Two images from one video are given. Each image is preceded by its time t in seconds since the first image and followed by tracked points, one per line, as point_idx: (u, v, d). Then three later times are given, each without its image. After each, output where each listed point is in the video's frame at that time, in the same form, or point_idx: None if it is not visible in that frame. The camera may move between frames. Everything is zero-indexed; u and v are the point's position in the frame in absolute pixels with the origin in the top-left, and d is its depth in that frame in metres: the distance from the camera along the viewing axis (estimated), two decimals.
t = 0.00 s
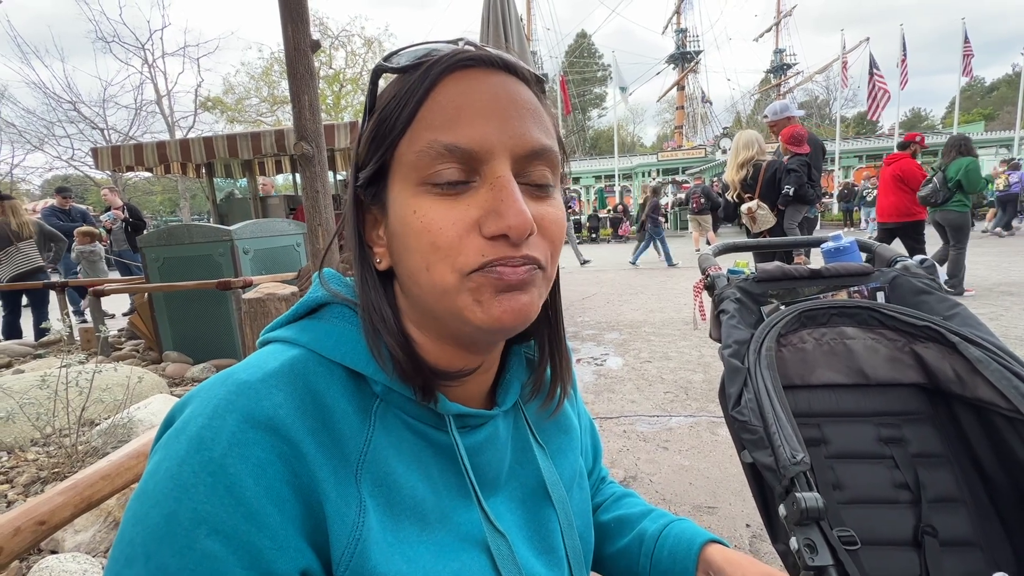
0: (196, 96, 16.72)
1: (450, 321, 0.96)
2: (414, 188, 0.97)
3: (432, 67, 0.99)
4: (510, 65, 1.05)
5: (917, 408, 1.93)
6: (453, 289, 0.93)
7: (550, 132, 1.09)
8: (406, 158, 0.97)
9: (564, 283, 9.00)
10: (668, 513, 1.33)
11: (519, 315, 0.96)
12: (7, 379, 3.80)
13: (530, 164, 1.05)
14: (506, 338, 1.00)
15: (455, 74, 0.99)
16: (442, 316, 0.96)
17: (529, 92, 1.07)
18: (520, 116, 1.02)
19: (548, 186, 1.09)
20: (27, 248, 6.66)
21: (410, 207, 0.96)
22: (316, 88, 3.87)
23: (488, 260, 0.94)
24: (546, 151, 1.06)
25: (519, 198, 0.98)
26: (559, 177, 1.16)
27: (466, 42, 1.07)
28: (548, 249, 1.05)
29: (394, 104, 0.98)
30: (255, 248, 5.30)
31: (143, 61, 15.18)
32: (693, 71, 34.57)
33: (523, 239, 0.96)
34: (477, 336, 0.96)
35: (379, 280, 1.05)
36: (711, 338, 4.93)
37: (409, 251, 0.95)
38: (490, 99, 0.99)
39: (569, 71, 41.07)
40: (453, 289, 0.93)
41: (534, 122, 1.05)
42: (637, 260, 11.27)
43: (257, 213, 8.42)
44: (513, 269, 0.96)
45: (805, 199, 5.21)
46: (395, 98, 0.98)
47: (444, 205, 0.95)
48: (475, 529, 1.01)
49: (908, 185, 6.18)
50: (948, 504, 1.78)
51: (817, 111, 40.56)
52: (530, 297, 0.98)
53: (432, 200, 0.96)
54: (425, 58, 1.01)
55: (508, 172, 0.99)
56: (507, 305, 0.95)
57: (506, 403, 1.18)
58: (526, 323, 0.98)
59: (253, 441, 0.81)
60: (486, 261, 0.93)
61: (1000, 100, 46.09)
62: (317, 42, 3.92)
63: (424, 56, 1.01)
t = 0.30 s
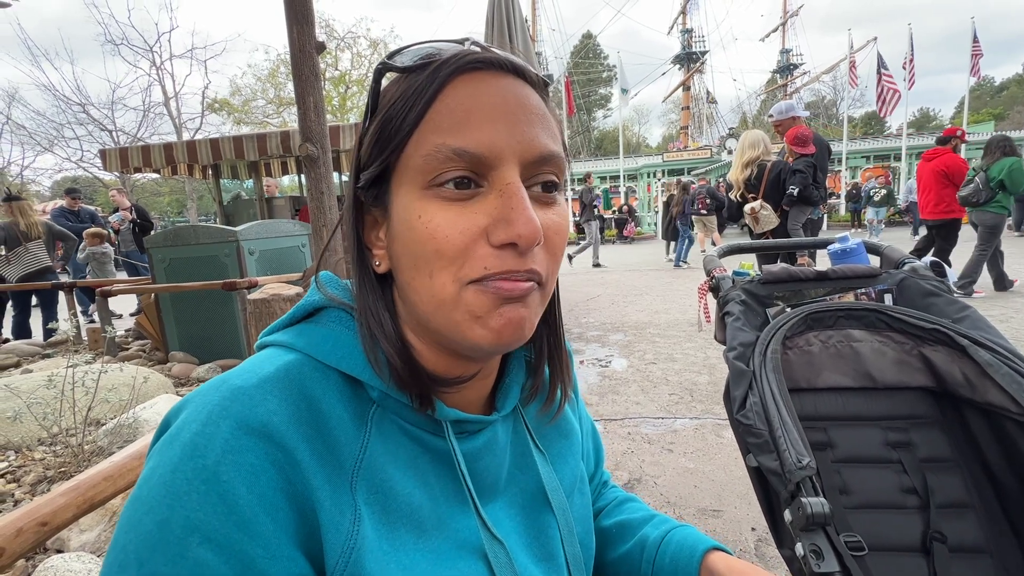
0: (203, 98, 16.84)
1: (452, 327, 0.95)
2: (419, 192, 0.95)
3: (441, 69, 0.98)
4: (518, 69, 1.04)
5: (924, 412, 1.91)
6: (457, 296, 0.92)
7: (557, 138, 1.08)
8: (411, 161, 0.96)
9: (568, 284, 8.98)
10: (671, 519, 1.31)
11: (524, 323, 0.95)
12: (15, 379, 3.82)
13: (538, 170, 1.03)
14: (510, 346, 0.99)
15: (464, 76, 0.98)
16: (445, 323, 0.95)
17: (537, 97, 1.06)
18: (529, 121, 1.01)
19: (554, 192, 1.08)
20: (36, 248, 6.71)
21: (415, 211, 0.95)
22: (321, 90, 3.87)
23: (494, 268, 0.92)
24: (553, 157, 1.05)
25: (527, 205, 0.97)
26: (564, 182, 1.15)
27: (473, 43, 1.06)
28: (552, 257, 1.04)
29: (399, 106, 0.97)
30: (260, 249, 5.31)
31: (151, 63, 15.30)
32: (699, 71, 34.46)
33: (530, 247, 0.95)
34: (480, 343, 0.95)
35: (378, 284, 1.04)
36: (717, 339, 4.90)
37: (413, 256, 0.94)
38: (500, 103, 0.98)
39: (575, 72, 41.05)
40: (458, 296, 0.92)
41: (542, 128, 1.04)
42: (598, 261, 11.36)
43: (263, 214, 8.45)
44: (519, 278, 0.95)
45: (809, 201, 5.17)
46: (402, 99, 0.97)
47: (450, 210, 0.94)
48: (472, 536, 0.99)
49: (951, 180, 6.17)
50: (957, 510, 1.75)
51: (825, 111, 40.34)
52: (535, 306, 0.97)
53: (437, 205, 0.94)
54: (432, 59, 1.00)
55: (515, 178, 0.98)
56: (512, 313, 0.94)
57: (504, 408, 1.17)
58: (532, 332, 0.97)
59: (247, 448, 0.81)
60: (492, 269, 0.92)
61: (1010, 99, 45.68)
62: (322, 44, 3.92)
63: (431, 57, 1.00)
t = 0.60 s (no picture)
0: (211, 99, 16.98)
1: (460, 322, 0.95)
2: (427, 184, 0.95)
3: (452, 61, 0.97)
4: (527, 64, 1.04)
5: (932, 412, 1.88)
6: (467, 290, 0.92)
7: (564, 134, 1.08)
8: (419, 153, 0.95)
9: (574, 284, 8.95)
10: (673, 516, 1.30)
11: (533, 318, 0.95)
12: (24, 377, 3.86)
13: (546, 165, 1.03)
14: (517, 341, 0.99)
15: (475, 69, 0.98)
16: (453, 317, 0.95)
17: (545, 93, 1.06)
18: (539, 116, 1.01)
19: (560, 189, 1.08)
20: (45, 247, 6.76)
21: (424, 203, 0.94)
22: (327, 90, 3.89)
23: (505, 262, 0.92)
24: (562, 153, 1.05)
25: (537, 200, 0.97)
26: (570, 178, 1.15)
27: (481, 36, 1.05)
28: (559, 252, 1.04)
29: (408, 97, 0.96)
30: (266, 249, 5.34)
31: (160, 66, 15.44)
32: (705, 72, 34.33)
33: (540, 243, 0.95)
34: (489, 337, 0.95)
35: (380, 277, 1.03)
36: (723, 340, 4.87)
37: (420, 249, 0.94)
38: (511, 98, 0.97)
39: (581, 73, 41.07)
40: (467, 290, 0.92)
41: (551, 124, 1.03)
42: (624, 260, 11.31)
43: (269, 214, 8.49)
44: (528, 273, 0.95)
45: (816, 201, 5.14)
46: (411, 90, 0.96)
47: (459, 203, 0.94)
48: (469, 530, 0.99)
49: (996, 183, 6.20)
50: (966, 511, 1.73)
51: (833, 112, 40.11)
52: (544, 301, 0.97)
53: (446, 198, 0.94)
54: (441, 51, 0.99)
55: (525, 174, 0.98)
56: (522, 308, 0.94)
57: (503, 402, 1.17)
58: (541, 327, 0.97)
59: (244, 439, 0.81)
60: (502, 263, 0.92)
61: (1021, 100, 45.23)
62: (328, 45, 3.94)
63: (440, 49, 0.99)
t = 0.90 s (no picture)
0: (219, 101, 17.09)
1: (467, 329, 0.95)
2: (435, 191, 0.94)
3: (461, 65, 0.96)
4: (535, 68, 1.03)
5: (941, 416, 1.86)
6: (475, 299, 0.92)
7: (570, 139, 1.08)
8: (427, 158, 0.95)
9: (580, 286, 8.93)
10: (676, 519, 1.29)
11: (539, 327, 0.96)
12: (34, 377, 3.89)
13: (553, 172, 1.03)
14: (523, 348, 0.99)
15: (484, 74, 0.96)
16: (460, 324, 0.95)
17: (553, 98, 1.05)
18: (547, 123, 1.00)
19: (565, 194, 1.08)
20: (56, 248, 6.83)
21: (431, 210, 0.94)
22: (333, 92, 3.90)
23: (512, 272, 0.92)
24: (568, 158, 1.05)
25: (545, 208, 0.97)
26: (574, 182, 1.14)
27: (488, 38, 1.04)
28: (564, 258, 1.04)
29: (416, 101, 0.95)
30: (273, 250, 5.36)
31: (169, 69, 15.57)
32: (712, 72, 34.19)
33: (547, 251, 0.95)
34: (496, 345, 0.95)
35: (385, 279, 1.03)
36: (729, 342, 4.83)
37: (427, 255, 0.93)
38: (520, 104, 0.97)
39: (587, 74, 41.04)
40: (475, 298, 0.92)
41: (558, 129, 1.03)
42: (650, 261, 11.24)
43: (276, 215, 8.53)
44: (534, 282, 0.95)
45: (827, 202, 5.10)
46: (419, 95, 0.95)
47: (467, 210, 0.93)
48: (470, 532, 0.98)
49: None
50: (976, 517, 1.70)
51: (841, 112, 39.84)
52: (549, 309, 0.97)
53: (454, 205, 0.94)
54: (450, 54, 0.98)
55: (533, 181, 0.97)
56: (529, 317, 0.94)
57: (505, 405, 1.16)
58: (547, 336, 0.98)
59: (246, 439, 0.80)
60: (510, 274, 0.92)
61: None
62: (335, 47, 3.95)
63: (449, 52, 0.98)
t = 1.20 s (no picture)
0: (227, 104, 17.18)
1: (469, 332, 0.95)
2: (436, 195, 0.94)
3: (462, 68, 0.95)
4: (538, 69, 1.01)
5: (951, 420, 1.83)
6: (476, 304, 0.92)
7: (574, 140, 1.06)
8: (429, 161, 0.94)
9: (585, 287, 8.91)
10: (680, 524, 1.28)
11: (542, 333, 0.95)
12: (42, 376, 3.91)
13: (555, 173, 1.01)
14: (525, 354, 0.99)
15: (485, 77, 0.95)
16: (461, 328, 0.94)
17: (556, 100, 1.04)
18: (549, 125, 0.99)
19: (569, 197, 1.07)
20: (60, 250, 6.88)
21: (433, 215, 0.93)
22: (339, 94, 3.91)
23: (513, 277, 0.92)
24: (570, 161, 1.04)
25: (546, 212, 0.96)
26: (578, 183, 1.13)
27: (491, 40, 1.03)
28: (566, 261, 1.03)
29: (418, 104, 0.94)
30: (279, 251, 5.38)
31: (178, 71, 15.70)
32: (718, 73, 34.06)
33: (548, 255, 0.94)
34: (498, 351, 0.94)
35: (389, 281, 1.02)
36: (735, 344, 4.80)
37: (429, 259, 0.93)
38: (521, 107, 0.96)
39: (593, 76, 41.01)
40: (477, 304, 0.92)
41: (560, 131, 1.02)
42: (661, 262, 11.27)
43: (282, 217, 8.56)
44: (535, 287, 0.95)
45: (838, 203, 5.07)
46: (420, 98, 0.94)
47: (468, 215, 0.93)
48: (473, 536, 0.97)
49: None
50: (987, 524, 1.68)
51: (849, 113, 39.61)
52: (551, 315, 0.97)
53: (455, 209, 0.93)
54: (451, 57, 0.97)
55: (534, 184, 0.96)
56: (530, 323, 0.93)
57: (509, 407, 1.16)
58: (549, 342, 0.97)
59: (249, 441, 0.80)
60: (510, 278, 0.92)
61: None
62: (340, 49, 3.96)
63: (450, 55, 0.97)
